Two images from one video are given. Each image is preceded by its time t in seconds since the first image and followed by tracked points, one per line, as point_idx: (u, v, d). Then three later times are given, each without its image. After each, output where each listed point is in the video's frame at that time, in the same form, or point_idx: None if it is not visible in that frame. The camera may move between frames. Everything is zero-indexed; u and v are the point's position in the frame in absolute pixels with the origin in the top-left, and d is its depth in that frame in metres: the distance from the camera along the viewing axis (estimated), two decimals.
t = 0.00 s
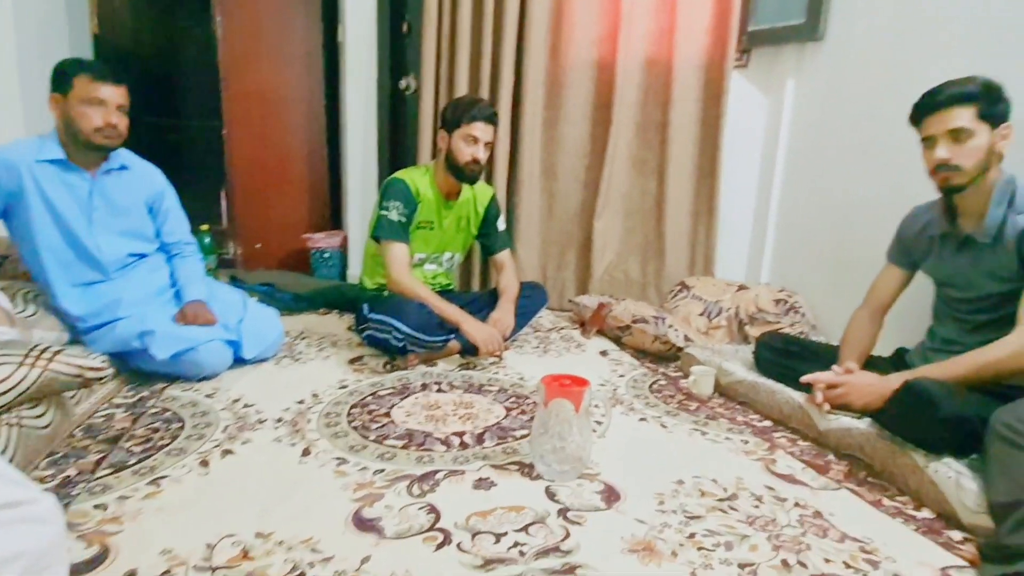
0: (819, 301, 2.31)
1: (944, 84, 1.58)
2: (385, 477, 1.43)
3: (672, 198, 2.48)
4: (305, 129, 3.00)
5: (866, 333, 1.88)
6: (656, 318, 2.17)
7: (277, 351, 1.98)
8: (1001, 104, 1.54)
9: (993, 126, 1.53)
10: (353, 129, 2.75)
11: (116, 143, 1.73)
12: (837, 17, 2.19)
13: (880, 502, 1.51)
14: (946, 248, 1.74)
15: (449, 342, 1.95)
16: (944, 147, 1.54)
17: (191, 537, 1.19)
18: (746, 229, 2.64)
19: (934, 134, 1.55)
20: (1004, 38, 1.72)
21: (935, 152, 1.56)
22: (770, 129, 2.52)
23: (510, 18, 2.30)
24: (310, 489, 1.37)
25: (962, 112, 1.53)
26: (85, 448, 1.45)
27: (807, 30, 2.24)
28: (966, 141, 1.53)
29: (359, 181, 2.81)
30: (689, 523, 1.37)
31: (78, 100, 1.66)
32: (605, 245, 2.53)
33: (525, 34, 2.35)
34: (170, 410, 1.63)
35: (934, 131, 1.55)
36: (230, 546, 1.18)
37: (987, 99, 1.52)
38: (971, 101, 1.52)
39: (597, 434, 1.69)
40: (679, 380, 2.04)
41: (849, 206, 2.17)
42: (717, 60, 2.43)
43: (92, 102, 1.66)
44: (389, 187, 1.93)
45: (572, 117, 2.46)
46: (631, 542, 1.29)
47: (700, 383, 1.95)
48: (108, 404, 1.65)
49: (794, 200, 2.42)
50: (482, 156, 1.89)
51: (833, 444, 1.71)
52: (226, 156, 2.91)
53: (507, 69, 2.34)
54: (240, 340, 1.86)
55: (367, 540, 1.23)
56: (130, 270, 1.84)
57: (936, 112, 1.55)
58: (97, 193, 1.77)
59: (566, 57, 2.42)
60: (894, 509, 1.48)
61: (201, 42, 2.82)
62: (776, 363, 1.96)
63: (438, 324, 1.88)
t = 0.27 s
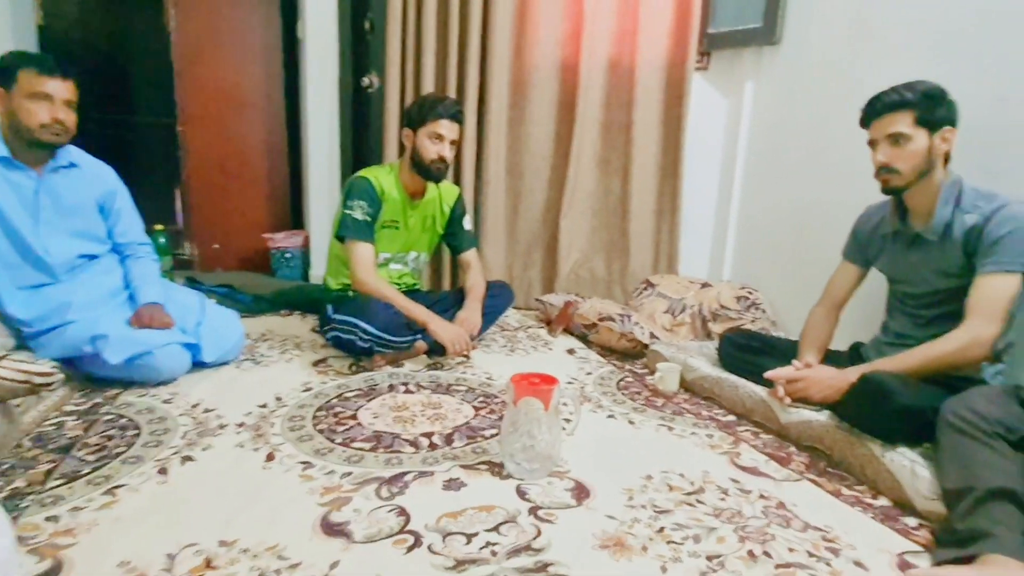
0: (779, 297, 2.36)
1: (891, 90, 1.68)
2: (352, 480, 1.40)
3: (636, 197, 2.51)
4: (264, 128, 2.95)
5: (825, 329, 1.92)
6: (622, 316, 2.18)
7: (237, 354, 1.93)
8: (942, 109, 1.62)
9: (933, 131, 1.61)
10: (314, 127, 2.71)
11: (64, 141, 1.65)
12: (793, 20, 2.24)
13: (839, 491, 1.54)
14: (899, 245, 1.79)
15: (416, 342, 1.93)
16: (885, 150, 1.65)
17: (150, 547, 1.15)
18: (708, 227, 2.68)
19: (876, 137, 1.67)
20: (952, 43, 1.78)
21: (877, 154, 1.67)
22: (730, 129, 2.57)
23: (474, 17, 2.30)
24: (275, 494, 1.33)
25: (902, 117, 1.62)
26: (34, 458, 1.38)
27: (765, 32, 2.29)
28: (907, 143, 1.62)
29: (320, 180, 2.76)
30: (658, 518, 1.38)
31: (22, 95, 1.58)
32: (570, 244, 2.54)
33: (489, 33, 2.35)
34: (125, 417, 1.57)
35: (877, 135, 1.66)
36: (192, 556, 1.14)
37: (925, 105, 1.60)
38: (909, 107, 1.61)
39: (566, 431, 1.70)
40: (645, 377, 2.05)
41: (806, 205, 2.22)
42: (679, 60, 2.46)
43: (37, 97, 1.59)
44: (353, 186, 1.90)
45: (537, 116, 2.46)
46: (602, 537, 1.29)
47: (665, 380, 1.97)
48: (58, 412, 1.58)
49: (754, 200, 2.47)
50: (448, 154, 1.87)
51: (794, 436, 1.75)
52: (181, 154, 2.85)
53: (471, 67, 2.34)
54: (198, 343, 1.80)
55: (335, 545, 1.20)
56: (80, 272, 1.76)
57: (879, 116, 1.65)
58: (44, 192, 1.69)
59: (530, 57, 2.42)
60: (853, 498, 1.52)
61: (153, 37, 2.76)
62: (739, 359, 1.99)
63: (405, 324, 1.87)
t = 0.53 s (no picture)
0: (732, 296, 2.40)
1: (834, 94, 1.71)
2: (308, 486, 1.36)
3: (593, 197, 2.52)
4: (212, 125, 2.88)
5: (776, 327, 1.97)
6: (580, 315, 2.19)
7: (184, 359, 1.86)
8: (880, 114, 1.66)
9: (873, 135, 1.66)
10: (264, 124, 2.65)
11: None
12: (743, 25, 2.29)
13: (791, 484, 1.57)
14: (845, 245, 1.84)
15: (373, 344, 1.89)
16: (829, 153, 1.69)
17: (92, 563, 1.09)
18: (664, 227, 2.71)
19: (820, 141, 1.72)
20: (893, 51, 1.84)
21: (821, 157, 1.72)
22: (683, 131, 2.60)
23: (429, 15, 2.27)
24: (226, 503, 1.28)
25: (843, 123, 1.66)
26: None
27: (716, 37, 2.33)
28: (847, 148, 1.67)
29: (272, 178, 2.69)
30: (618, 515, 1.38)
31: None
32: (527, 243, 2.53)
33: (445, 31, 2.33)
34: (64, 427, 1.49)
35: (821, 138, 1.71)
36: (138, 570, 1.08)
37: (866, 111, 1.65)
38: (850, 113, 1.66)
39: (527, 431, 1.69)
40: (603, 376, 2.06)
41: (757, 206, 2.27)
42: (634, 63, 2.49)
43: None
44: (306, 185, 1.85)
45: (493, 116, 2.45)
46: (564, 536, 1.28)
47: (624, 378, 1.98)
48: None
49: (707, 200, 2.51)
50: (405, 152, 1.84)
51: (748, 431, 1.78)
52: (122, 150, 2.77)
53: (427, 66, 2.31)
54: (142, 347, 1.72)
55: (291, 554, 1.16)
56: (13, 274, 1.67)
57: (821, 120, 1.70)
58: None
59: (486, 56, 2.41)
60: (805, 490, 1.55)
61: (92, 30, 2.65)
62: (696, 357, 2.02)
63: (361, 325, 1.83)
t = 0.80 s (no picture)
0: (689, 295, 2.43)
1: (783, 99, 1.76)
2: (264, 495, 1.31)
3: (552, 197, 2.52)
4: (156, 122, 2.78)
5: (732, 324, 2.00)
6: (541, 315, 2.19)
7: (130, 365, 1.78)
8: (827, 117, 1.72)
9: (822, 136, 1.71)
10: (212, 122, 2.56)
11: None
12: (697, 28, 2.32)
13: (748, 478, 1.59)
14: (795, 244, 1.88)
15: (331, 346, 1.83)
16: (782, 155, 1.73)
17: None
18: (622, 227, 2.73)
19: (773, 144, 1.75)
20: (841, 57, 1.90)
21: (775, 160, 1.75)
22: (640, 133, 2.63)
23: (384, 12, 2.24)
24: (176, 515, 1.22)
25: (794, 124, 1.70)
26: None
27: (671, 40, 2.36)
28: (800, 148, 1.71)
29: (222, 177, 2.61)
30: (581, 514, 1.37)
31: None
32: (486, 244, 2.52)
33: (400, 29, 2.29)
34: None
35: (773, 142, 1.74)
36: None
37: (814, 113, 1.70)
38: (799, 115, 1.70)
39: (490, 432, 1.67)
40: (564, 375, 2.06)
41: (711, 206, 2.31)
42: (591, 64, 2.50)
43: None
44: (258, 184, 1.80)
45: (451, 116, 2.43)
46: (528, 537, 1.27)
47: (585, 377, 1.98)
48: None
49: (663, 201, 2.54)
50: (361, 150, 1.80)
51: (706, 427, 1.80)
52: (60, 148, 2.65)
53: (382, 64, 2.28)
54: (84, 353, 1.64)
55: (247, 565, 1.11)
56: None
57: (772, 124, 1.73)
58: None
59: (443, 55, 2.38)
60: (762, 484, 1.57)
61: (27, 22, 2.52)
62: (655, 355, 2.03)
63: (317, 327, 1.77)
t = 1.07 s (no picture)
0: (640, 289, 2.46)
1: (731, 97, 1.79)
2: (209, 502, 1.25)
3: (504, 193, 2.51)
4: (86, 116, 2.65)
5: (682, 318, 2.03)
6: (494, 312, 2.18)
7: (61, 370, 1.68)
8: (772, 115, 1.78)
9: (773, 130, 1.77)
10: (148, 115, 2.46)
11: None
12: (644, 27, 2.35)
13: (699, 468, 1.61)
14: (741, 239, 1.93)
15: (279, 347, 1.77)
16: (742, 148, 1.74)
17: None
18: (574, 224, 2.73)
19: (730, 139, 1.76)
20: (781, 57, 1.95)
21: (735, 154, 1.76)
22: (590, 130, 2.64)
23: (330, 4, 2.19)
24: (115, 527, 1.16)
25: (749, 117, 1.74)
26: None
27: (620, 38, 2.38)
28: (757, 141, 1.75)
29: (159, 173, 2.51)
30: (539, 509, 1.36)
31: None
32: (438, 241, 2.49)
33: (347, 23, 2.25)
34: None
35: (730, 137, 1.76)
36: None
37: (766, 108, 1.75)
38: (754, 109, 1.74)
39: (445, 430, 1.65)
40: (519, 372, 2.05)
41: (661, 203, 2.34)
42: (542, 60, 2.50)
43: None
44: (198, 179, 1.73)
45: (400, 111, 2.39)
46: (485, 534, 1.25)
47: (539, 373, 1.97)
48: None
49: (614, 198, 2.56)
50: (308, 144, 1.75)
51: (659, 420, 1.81)
52: None
53: (328, 58, 2.22)
54: (10, 359, 1.54)
55: None
56: None
57: (726, 120, 1.76)
58: None
59: (391, 50, 2.35)
60: (713, 473, 1.59)
61: None
62: (608, 350, 2.04)
63: (264, 328, 1.71)
